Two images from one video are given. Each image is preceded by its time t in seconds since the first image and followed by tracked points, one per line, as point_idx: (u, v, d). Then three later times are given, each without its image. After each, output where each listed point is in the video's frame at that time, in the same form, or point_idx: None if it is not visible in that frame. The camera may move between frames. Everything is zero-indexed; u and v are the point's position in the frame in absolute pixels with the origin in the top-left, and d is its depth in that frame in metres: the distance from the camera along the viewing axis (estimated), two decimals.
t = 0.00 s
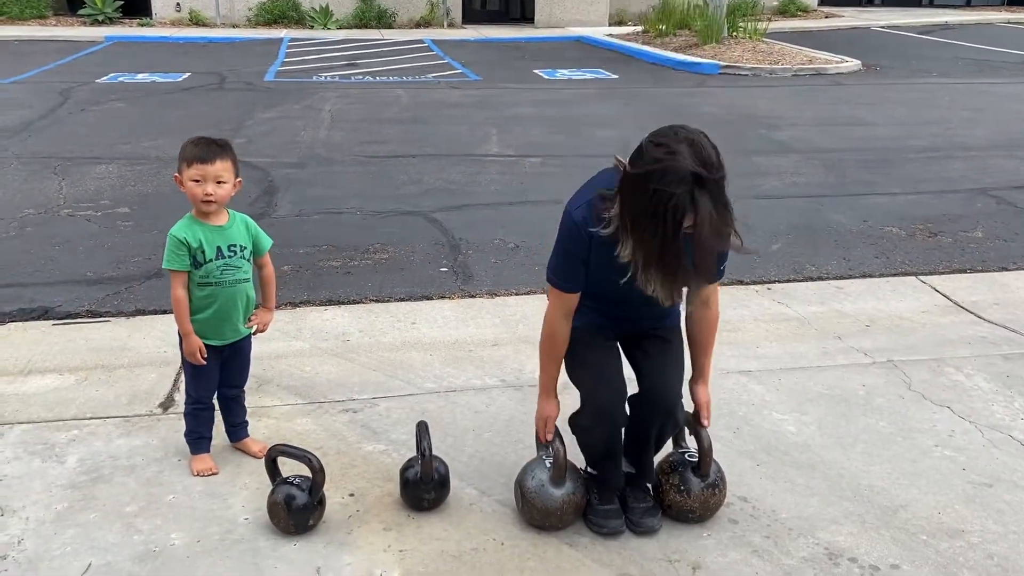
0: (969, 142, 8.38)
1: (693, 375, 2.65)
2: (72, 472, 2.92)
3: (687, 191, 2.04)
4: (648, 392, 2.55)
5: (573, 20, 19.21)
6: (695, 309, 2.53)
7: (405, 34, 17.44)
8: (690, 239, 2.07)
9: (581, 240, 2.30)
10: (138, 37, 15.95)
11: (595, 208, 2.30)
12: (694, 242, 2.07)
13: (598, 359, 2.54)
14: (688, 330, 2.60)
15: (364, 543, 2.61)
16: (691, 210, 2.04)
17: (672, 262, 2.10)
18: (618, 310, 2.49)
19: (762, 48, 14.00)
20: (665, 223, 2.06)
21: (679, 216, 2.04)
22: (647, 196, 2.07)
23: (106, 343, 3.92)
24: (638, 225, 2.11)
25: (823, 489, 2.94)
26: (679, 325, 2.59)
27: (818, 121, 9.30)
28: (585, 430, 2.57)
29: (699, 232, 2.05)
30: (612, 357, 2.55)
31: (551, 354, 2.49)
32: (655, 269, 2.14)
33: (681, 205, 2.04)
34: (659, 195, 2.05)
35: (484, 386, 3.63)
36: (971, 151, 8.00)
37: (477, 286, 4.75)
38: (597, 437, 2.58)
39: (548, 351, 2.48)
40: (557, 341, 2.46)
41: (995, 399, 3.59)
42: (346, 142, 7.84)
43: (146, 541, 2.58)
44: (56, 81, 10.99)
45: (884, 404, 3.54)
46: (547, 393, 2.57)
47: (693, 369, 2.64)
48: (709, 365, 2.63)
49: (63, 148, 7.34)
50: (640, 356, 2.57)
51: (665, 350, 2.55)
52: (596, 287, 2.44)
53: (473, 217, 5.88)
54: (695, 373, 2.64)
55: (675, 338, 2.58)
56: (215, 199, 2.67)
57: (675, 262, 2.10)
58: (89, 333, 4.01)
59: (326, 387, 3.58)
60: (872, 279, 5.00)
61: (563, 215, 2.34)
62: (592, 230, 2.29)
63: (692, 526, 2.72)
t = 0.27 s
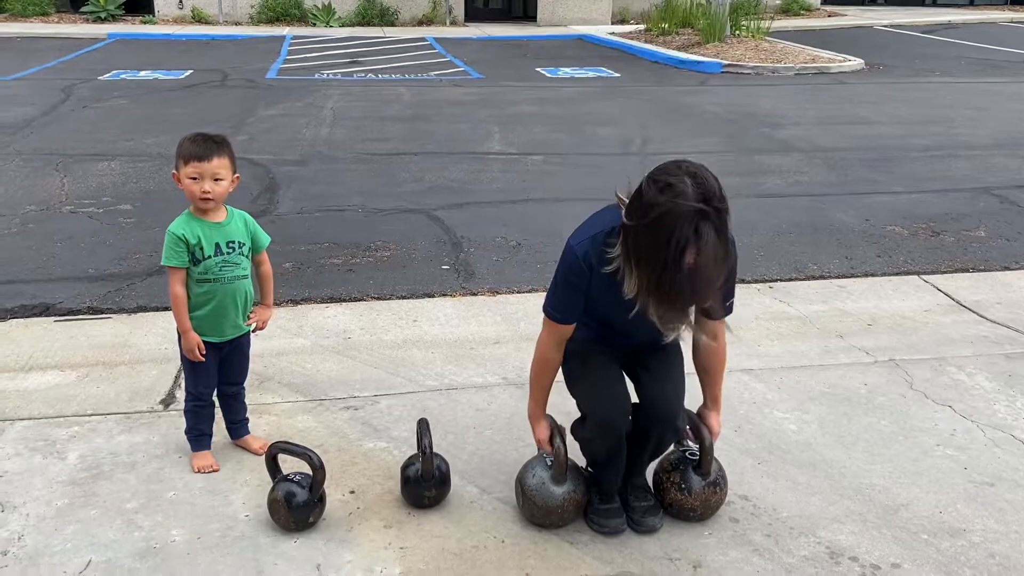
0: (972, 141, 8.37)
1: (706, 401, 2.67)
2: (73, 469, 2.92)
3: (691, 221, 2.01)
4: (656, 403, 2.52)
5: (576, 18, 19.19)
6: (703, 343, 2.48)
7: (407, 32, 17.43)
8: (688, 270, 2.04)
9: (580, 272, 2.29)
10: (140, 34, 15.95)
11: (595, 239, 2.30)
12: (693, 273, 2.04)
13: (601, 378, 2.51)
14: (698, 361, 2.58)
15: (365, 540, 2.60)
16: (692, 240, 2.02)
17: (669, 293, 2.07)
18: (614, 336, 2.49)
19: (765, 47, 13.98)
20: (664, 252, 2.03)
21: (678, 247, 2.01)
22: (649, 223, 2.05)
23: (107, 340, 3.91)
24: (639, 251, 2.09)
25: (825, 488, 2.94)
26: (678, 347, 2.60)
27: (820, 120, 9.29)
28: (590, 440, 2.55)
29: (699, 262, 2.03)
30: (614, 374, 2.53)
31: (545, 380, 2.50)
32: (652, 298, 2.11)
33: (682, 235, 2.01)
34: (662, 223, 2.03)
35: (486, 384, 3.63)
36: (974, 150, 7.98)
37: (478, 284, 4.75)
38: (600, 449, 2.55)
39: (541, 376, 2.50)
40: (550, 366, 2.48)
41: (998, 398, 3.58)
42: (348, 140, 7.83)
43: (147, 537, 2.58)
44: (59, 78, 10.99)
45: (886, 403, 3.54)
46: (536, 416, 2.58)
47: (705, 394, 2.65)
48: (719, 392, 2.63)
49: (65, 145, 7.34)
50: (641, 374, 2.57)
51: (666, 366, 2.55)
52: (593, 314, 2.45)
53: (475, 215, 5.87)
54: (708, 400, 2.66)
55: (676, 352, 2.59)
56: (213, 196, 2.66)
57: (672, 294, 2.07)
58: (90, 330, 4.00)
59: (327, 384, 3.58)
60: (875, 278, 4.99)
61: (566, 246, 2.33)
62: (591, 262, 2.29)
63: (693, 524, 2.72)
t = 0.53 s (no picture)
0: (973, 141, 8.36)
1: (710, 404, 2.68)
2: (72, 466, 2.91)
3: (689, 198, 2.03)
4: (662, 414, 2.50)
5: (577, 17, 19.18)
6: (707, 351, 2.56)
7: (408, 30, 17.44)
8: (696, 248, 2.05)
9: (576, 284, 2.30)
10: (141, 32, 15.94)
11: (595, 249, 2.29)
12: (700, 250, 2.06)
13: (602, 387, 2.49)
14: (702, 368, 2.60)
15: (364, 539, 2.60)
16: (692, 216, 2.03)
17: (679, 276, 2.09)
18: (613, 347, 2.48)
19: (766, 46, 13.98)
20: (667, 237, 2.05)
21: (681, 227, 2.03)
22: (646, 210, 2.07)
23: (107, 338, 3.91)
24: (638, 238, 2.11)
25: (824, 488, 2.93)
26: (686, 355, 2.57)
27: (821, 119, 9.28)
28: (594, 450, 2.55)
29: (705, 225, 2.03)
30: (619, 383, 2.52)
31: (539, 388, 2.50)
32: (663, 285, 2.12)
33: (682, 214, 2.03)
34: (658, 206, 2.05)
35: (485, 382, 3.62)
36: (975, 150, 7.98)
37: (478, 283, 4.74)
38: (604, 457, 2.55)
39: (534, 384, 2.49)
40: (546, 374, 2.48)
41: (998, 399, 3.58)
42: (349, 138, 7.83)
43: (145, 535, 2.57)
44: (60, 75, 10.99)
45: (886, 403, 3.53)
46: (530, 421, 2.57)
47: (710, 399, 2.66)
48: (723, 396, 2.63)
49: (65, 142, 7.33)
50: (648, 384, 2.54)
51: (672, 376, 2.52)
52: (593, 323, 2.44)
53: (475, 214, 5.87)
54: (711, 403, 2.66)
55: (683, 361, 2.55)
56: (210, 195, 2.66)
57: (685, 275, 2.09)
58: (90, 328, 4.00)
59: (327, 383, 3.57)
60: (875, 278, 4.98)
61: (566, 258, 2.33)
62: (588, 274, 2.29)
63: (693, 524, 2.72)
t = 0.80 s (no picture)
0: (973, 141, 8.36)
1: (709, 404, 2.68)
2: (71, 466, 2.91)
3: (686, 178, 2.04)
4: (664, 411, 2.50)
5: (577, 17, 19.17)
6: (708, 353, 2.56)
7: (408, 30, 17.43)
8: (695, 226, 2.09)
9: (580, 290, 2.30)
10: (142, 31, 15.93)
11: (596, 251, 2.29)
12: (700, 227, 2.09)
13: (604, 388, 2.49)
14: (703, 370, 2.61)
15: (363, 539, 2.60)
16: (690, 197, 2.05)
17: (680, 255, 2.12)
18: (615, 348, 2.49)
19: (766, 46, 13.98)
20: (666, 211, 2.06)
21: (680, 209, 2.05)
22: (642, 195, 2.09)
23: (107, 337, 3.91)
24: (634, 223, 2.12)
25: (824, 488, 2.94)
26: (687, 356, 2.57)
27: (821, 119, 9.29)
28: (595, 449, 2.55)
29: (702, 195, 2.06)
30: (620, 382, 2.52)
31: (542, 393, 2.50)
32: (664, 267, 2.15)
33: (681, 196, 2.05)
34: (656, 190, 2.07)
35: (485, 382, 3.62)
36: (975, 151, 7.98)
37: (478, 283, 4.74)
38: (605, 457, 2.55)
39: (537, 388, 2.50)
40: (549, 378, 2.48)
41: (998, 399, 3.57)
42: (349, 138, 7.83)
43: (145, 535, 2.57)
44: (60, 75, 10.98)
45: (885, 403, 3.53)
46: (533, 423, 2.58)
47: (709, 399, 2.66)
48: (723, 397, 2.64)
49: (65, 142, 7.33)
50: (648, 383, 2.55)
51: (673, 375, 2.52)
52: (595, 326, 2.44)
53: (475, 214, 5.87)
54: (710, 404, 2.66)
55: (684, 360, 2.55)
56: (211, 195, 2.66)
57: (686, 253, 2.12)
58: (90, 328, 4.00)
59: (327, 383, 3.57)
60: (875, 279, 4.98)
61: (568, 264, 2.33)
62: (592, 280, 2.29)
63: (692, 524, 2.72)
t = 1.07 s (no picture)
0: (973, 143, 8.37)
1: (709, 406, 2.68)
2: (71, 466, 2.91)
3: (693, 182, 2.05)
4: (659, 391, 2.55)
5: (577, 19, 19.19)
6: (708, 355, 2.56)
7: (408, 31, 17.44)
8: (701, 228, 2.10)
9: (586, 285, 2.29)
10: (142, 32, 15.93)
11: (602, 246, 2.28)
12: (706, 231, 2.10)
13: (605, 373, 2.51)
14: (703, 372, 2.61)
15: (363, 540, 2.60)
16: (697, 200, 2.06)
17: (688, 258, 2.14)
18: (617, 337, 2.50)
19: (766, 47, 13.99)
20: (674, 210, 2.07)
21: (687, 212, 2.06)
22: (649, 198, 2.10)
23: (106, 337, 3.92)
24: (640, 227, 2.13)
25: (824, 489, 2.94)
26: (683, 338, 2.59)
27: (821, 120, 9.29)
28: (591, 428, 2.58)
29: (712, 196, 2.07)
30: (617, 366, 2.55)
31: (546, 387, 2.50)
32: (671, 270, 2.16)
33: (689, 200, 2.05)
34: (662, 194, 2.07)
35: (485, 383, 3.63)
36: (975, 152, 7.99)
37: (478, 284, 4.75)
38: (602, 436, 2.58)
39: (540, 383, 2.50)
40: (554, 373, 2.48)
41: (997, 401, 3.58)
42: (349, 139, 7.83)
43: (145, 535, 2.57)
44: (60, 75, 10.98)
45: (885, 404, 3.54)
46: (536, 419, 2.58)
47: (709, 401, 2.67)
48: (723, 399, 2.64)
49: (65, 142, 7.33)
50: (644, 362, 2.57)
51: (670, 355, 2.55)
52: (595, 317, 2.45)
53: (475, 215, 5.87)
54: (710, 406, 2.67)
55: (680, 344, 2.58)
56: (215, 195, 2.66)
57: (693, 255, 2.14)
58: (90, 328, 4.00)
59: (327, 383, 3.58)
60: (875, 280, 4.99)
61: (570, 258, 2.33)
62: (598, 275, 2.28)
63: (692, 525, 2.72)
